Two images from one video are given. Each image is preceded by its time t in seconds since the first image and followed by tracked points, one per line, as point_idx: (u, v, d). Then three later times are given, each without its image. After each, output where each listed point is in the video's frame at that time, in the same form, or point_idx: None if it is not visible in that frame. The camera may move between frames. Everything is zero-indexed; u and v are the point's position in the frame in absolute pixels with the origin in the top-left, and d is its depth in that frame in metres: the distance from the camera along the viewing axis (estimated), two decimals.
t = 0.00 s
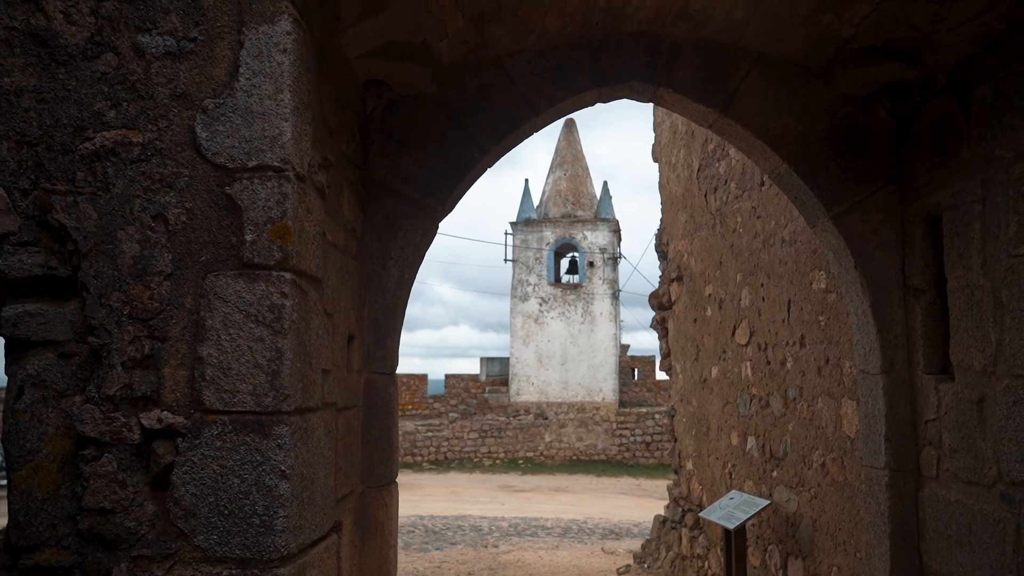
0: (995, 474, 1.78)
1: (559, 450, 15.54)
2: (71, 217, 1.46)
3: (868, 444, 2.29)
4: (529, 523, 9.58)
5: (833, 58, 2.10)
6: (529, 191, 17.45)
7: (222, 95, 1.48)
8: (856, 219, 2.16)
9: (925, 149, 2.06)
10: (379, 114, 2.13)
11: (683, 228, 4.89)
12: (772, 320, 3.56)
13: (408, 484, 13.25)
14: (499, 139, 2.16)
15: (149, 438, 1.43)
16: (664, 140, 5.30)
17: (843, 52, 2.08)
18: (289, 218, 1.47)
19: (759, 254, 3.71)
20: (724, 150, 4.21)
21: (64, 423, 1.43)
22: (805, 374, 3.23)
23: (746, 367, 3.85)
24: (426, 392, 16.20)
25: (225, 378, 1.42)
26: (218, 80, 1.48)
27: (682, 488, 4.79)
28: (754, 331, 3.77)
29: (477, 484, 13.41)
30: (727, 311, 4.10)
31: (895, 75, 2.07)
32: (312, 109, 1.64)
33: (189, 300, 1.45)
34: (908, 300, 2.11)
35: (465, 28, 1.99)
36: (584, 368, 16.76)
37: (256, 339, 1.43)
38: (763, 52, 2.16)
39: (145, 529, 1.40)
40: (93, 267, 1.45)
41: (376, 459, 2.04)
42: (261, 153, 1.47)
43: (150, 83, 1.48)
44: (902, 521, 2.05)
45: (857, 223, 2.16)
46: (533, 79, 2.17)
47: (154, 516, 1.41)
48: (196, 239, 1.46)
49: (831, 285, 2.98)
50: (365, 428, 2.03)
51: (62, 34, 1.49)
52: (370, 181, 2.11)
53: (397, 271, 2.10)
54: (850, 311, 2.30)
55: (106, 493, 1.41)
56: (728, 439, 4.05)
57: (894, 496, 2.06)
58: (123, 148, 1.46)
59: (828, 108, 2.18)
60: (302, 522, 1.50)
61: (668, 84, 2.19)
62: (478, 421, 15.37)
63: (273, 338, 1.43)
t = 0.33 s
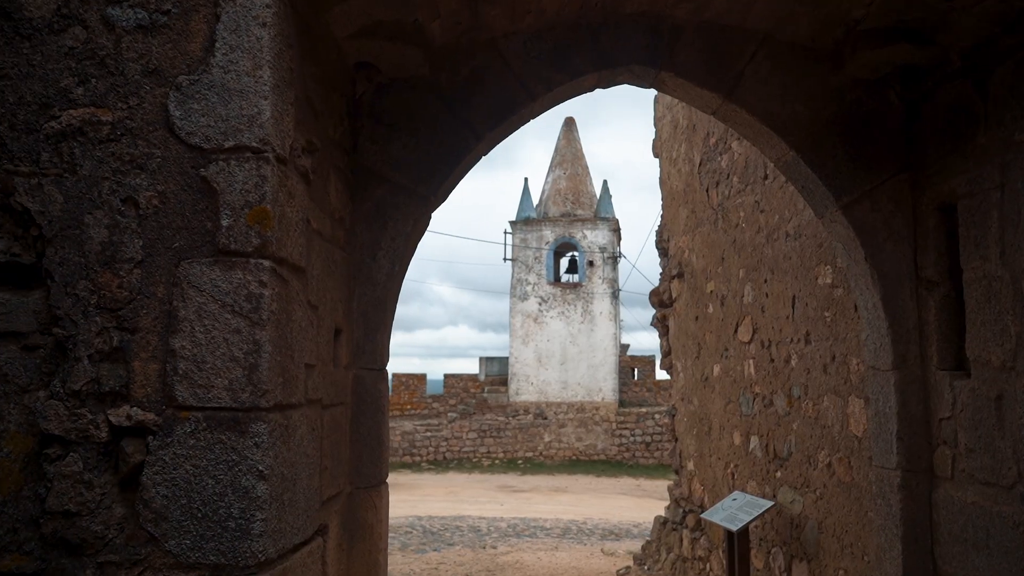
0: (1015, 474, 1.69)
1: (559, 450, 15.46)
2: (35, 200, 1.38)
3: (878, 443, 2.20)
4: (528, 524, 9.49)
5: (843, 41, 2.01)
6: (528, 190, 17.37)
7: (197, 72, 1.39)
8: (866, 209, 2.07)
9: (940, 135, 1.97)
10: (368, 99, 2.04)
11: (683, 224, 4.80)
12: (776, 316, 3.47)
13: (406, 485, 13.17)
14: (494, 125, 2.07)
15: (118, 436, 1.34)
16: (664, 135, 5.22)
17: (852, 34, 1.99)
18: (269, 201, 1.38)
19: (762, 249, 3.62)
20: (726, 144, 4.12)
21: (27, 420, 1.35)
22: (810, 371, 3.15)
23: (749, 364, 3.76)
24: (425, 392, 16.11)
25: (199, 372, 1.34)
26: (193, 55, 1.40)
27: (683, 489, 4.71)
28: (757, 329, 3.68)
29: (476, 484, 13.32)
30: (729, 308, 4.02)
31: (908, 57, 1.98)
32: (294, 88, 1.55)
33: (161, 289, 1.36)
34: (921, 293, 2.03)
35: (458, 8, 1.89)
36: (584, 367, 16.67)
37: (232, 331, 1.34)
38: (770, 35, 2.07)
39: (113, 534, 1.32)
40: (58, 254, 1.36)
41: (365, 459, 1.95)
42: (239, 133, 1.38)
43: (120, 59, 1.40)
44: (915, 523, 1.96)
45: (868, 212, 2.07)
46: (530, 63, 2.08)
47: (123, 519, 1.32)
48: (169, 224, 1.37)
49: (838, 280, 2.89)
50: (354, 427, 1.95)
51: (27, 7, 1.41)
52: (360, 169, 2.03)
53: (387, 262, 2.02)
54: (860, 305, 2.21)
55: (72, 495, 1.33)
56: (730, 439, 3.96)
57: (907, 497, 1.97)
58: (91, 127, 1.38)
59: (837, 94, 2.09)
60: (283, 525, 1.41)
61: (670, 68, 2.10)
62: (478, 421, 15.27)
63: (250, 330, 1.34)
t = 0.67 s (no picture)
0: None
1: (559, 450, 15.35)
2: None
3: (898, 444, 2.08)
4: (528, 525, 9.36)
5: (864, 16, 1.89)
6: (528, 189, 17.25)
7: (166, 37, 1.27)
8: (888, 194, 1.95)
9: (969, 116, 1.85)
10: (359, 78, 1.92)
11: (688, 219, 4.67)
12: (785, 312, 3.35)
13: (405, 485, 13.07)
14: (492, 106, 1.94)
15: (77, 437, 1.23)
16: (668, 128, 5.09)
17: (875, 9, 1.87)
18: (245, 179, 1.26)
19: (771, 242, 3.50)
20: (732, 135, 4.00)
21: None
22: (822, 369, 3.02)
23: (757, 362, 3.64)
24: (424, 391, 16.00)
25: (166, 366, 1.21)
26: (162, 19, 1.28)
27: (687, 490, 4.58)
28: (765, 325, 3.55)
29: (475, 484, 13.22)
30: (736, 304, 3.90)
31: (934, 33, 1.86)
32: (275, 59, 1.42)
33: (125, 275, 1.24)
34: (947, 284, 1.90)
35: None
36: (585, 366, 16.56)
37: (203, 321, 1.22)
38: (786, 10, 1.94)
39: (70, 544, 1.20)
40: (13, 235, 1.25)
41: (355, 459, 1.83)
42: (212, 104, 1.26)
43: (81, 23, 1.28)
44: (942, 530, 1.84)
45: (890, 198, 1.95)
46: (530, 40, 1.96)
47: (81, 528, 1.20)
48: (134, 203, 1.25)
49: (854, 273, 2.77)
50: (343, 425, 1.82)
51: None
52: (350, 152, 1.91)
53: (378, 251, 1.89)
54: (880, 298, 2.09)
55: (26, 502, 1.21)
56: (736, 439, 3.84)
57: (933, 502, 1.85)
58: (49, 97, 1.27)
59: (857, 73, 1.97)
60: (261, 535, 1.29)
61: (679, 45, 1.98)
62: (477, 421, 15.23)
63: (223, 320, 1.21)
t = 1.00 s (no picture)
0: None
1: (558, 450, 15.24)
2: None
3: (919, 443, 1.95)
4: (527, 526, 9.23)
5: None
6: (528, 186, 17.12)
7: None
8: (910, 176, 1.83)
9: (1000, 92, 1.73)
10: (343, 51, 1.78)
11: (691, 212, 4.55)
12: (794, 306, 3.22)
13: (403, 485, 12.95)
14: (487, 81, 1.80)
15: (18, 434, 1.10)
16: (671, 119, 4.96)
17: None
18: (208, 147, 1.13)
19: (778, 234, 3.37)
20: (737, 124, 3.87)
21: None
22: (833, 364, 2.90)
23: (763, 359, 3.51)
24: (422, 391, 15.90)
25: (118, 355, 1.08)
26: None
27: (691, 491, 4.46)
28: (772, 320, 3.43)
29: (474, 484, 13.10)
30: (741, 298, 3.77)
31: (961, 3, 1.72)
32: (245, 18, 1.29)
33: (73, 253, 1.11)
34: (974, 271, 1.78)
35: None
36: (585, 365, 16.42)
37: (159, 304, 1.09)
38: None
39: (9, 556, 1.07)
40: None
41: (338, 460, 1.70)
42: (171, 64, 1.13)
43: None
44: (969, 535, 1.71)
45: (912, 180, 1.82)
46: (526, 9, 1.81)
47: (23, 536, 1.08)
48: (84, 173, 1.13)
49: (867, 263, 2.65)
50: (326, 423, 1.70)
51: None
52: (334, 129, 1.78)
53: (364, 235, 1.77)
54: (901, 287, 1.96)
55: None
56: (742, 438, 3.71)
57: (959, 506, 1.72)
58: None
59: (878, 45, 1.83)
60: (226, 543, 1.16)
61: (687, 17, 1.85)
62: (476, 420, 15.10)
63: (181, 304, 1.09)
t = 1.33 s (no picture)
0: None
1: (558, 450, 15.14)
2: None
3: (944, 443, 1.82)
4: (526, 527, 9.12)
5: None
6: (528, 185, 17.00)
7: None
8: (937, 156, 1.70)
9: None
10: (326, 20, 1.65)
11: (694, 205, 4.41)
12: (803, 300, 3.09)
13: (402, 485, 12.85)
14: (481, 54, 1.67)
15: None
16: (673, 111, 4.83)
17: None
18: (162, 108, 1.00)
19: (787, 226, 3.24)
20: (743, 114, 3.75)
21: None
22: (845, 361, 2.77)
23: (770, 356, 3.39)
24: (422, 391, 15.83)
25: (58, 344, 0.96)
26: None
27: (694, 492, 4.33)
28: (780, 316, 3.30)
29: (473, 484, 12.98)
30: (747, 294, 3.64)
31: None
32: None
33: (9, 228, 0.99)
34: (1007, 259, 1.65)
35: None
36: (585, 365, 16.30)
37: (105, 287, 0.97)
38: None
39: None
40: None
41: (319, 463, 1.57)
42: (120, 17, 1.00)
43: None
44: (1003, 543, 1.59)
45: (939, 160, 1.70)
46: None
47: None
48: (22, 139, 1.00)
49: (883, 255, 2.52)
50: (306, 422, 1.57)
51: None
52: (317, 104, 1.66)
53: (348, 219, 1.64)
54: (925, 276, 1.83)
55: None
56: (747, 438, 3.59)
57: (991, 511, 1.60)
58: None
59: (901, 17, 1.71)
60: (184, 555, 1.04)
61: None
62: (474, 420, 15.08)
63: (131, 287, 0.96)
